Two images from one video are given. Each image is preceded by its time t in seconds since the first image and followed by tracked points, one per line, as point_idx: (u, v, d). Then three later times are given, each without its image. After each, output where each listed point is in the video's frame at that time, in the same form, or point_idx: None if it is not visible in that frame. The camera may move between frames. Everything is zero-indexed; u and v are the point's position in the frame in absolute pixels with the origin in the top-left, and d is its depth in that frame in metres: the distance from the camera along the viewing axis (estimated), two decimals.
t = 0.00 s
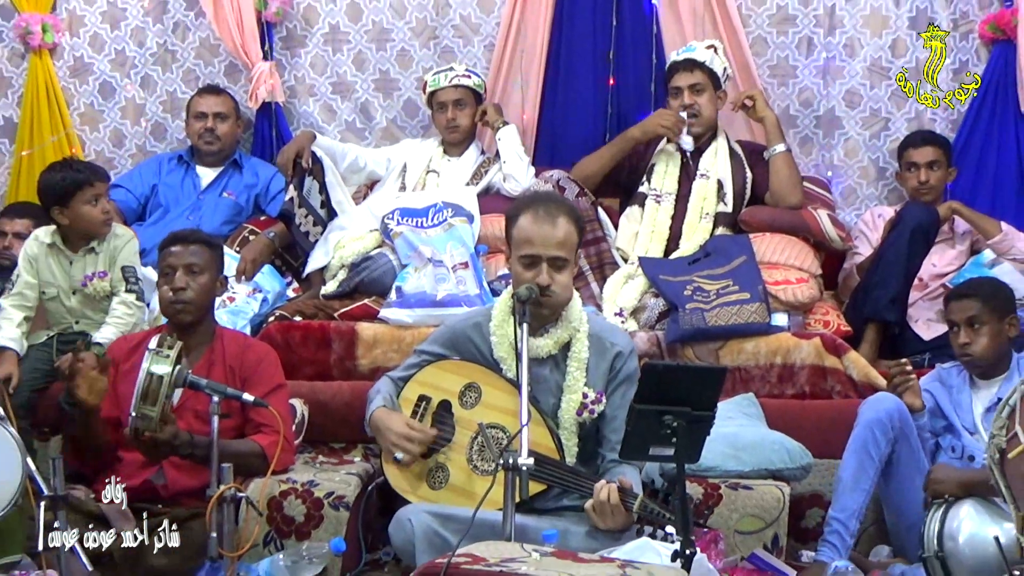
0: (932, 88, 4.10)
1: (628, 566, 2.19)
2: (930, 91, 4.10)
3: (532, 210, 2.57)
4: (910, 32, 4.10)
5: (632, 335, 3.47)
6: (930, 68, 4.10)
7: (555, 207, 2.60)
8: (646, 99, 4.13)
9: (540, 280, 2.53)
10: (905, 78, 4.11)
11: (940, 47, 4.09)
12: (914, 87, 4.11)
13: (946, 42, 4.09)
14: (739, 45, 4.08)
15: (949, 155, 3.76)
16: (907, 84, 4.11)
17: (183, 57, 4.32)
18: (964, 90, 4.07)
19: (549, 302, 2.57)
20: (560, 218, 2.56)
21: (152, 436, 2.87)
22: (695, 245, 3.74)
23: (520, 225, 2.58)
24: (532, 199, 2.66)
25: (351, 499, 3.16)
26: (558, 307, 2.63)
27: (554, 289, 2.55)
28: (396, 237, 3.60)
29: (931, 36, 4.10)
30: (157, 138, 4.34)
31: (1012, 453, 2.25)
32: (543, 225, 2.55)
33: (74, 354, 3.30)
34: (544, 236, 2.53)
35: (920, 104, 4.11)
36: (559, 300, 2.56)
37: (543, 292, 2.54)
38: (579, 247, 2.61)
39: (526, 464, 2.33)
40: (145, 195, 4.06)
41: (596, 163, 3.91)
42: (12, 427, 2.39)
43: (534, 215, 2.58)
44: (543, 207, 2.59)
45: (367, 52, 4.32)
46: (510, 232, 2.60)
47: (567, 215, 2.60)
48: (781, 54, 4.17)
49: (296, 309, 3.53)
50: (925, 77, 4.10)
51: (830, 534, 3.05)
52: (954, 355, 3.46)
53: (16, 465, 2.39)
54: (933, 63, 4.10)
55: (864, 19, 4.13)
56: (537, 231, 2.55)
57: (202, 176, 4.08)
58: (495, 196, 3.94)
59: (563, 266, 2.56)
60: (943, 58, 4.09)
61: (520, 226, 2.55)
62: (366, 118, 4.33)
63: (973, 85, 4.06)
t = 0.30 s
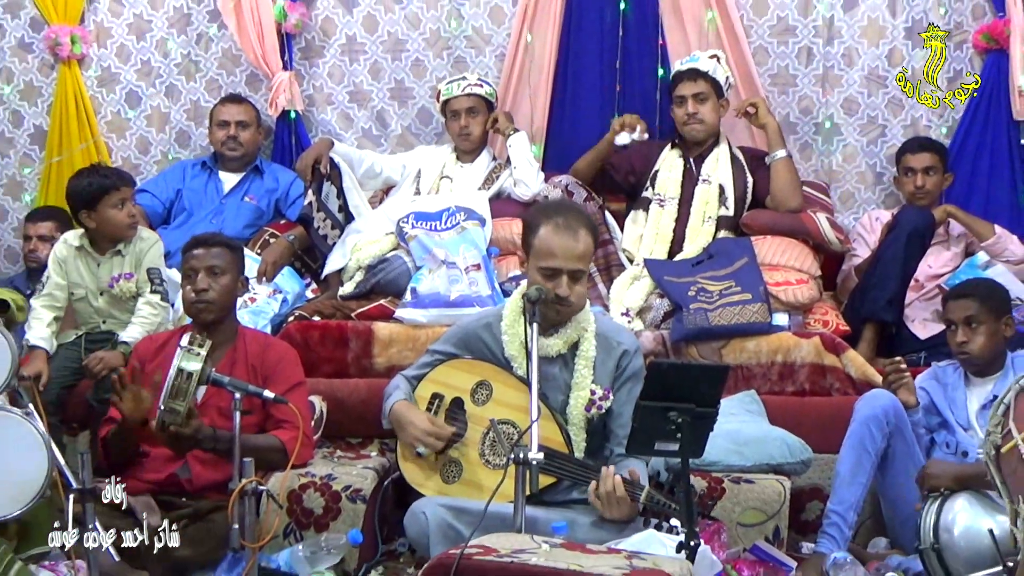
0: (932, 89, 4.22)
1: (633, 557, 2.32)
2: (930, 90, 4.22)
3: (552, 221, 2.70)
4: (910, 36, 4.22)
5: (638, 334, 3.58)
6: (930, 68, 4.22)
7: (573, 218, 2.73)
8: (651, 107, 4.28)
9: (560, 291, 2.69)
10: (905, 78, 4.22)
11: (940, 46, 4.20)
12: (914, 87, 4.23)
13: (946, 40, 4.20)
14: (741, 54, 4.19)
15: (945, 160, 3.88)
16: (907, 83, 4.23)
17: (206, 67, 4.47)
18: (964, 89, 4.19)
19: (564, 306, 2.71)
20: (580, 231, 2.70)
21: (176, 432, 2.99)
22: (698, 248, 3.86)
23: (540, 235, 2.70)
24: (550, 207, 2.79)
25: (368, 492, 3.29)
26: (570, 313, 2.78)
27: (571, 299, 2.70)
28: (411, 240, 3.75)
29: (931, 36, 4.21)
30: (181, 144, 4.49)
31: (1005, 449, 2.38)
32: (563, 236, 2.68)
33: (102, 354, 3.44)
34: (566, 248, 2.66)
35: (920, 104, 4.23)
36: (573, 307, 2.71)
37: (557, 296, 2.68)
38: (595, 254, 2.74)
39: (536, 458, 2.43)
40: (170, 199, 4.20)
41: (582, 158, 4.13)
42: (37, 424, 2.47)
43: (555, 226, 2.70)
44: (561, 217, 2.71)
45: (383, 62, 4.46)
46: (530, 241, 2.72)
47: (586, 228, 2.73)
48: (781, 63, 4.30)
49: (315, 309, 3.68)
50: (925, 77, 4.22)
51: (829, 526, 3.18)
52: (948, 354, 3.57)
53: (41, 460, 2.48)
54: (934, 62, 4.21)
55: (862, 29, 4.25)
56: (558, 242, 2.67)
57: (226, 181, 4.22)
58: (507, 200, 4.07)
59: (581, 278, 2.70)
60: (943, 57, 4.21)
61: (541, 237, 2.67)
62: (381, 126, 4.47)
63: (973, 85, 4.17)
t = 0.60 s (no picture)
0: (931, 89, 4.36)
1: (639, 546, 2.45)
2: (931, 90, 4.36)
3: (563, 228, 2.84)
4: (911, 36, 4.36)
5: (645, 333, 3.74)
6: (931, 68, 4.35)
7: (583, 225, 2.87)
8: (657, 116, 4.43)
9: (570, 294, 2.85)
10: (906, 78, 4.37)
11: (940, 46, 4.34)
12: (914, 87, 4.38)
13: (946, 41, 4.34)
14: (743, 65, 4.34)
15: (941, 166, 4.03)
16: (908, 83, 4.38)
17: (232, 78, 4.65)
18: (964, 89, 4.31)
19: (575, 309, 2.86)
20: (590, 238, 2.84)
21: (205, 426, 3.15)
22: (703, 251, 4.02)
23: (551, 242, 2.84)
24: (560, 213, 2.93)
25: (386, 485, 3.44)
26: (579, 313, 2.91)
27: (581, 301, 2.85)
28: (428, 243, 3.93)
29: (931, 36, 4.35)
30: (207, 152, 4.67)
31: (1002, 441, 2.33)
32: (573, 242, 2.83)
33: (133, 352, 3.61)
34: (576, 254, 2.81)
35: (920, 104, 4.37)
36: (583, 309, 2.86)
37: (567, 300, 2.84)
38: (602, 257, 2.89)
39: (548, 452, 2.56)
40: (197, 205, 4.38)
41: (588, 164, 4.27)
42: (78, 396, 2.59)
43: (566, 233, 2.84)
44: (572, 224, 2.86)
45: (400, 73, 4.65)
46: (541, 247, 2.86)
47: (595, 235, 2.87)
48: (782, 73, 4.45)
49: (335, 310, 3.84)
50: (925, 77, 4.36)
51: (828, 518, 3.35)
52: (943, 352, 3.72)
53: (81, 431, 2.61)
54: (934, 62, 4.35)
55: (860, 40, 4.41)
56: (569, 248, 2.81)
57: (250, 187, 4.40)
58: (519, 205, 4.24)
59: (589, 282, 2.86)
60: (943, 57, 4.34)
61: (553, 243, 2.82)
62: (399, 134, 4.65)
63: (973, 85, 4.29)
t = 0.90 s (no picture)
0: (931, 89, 4.48)
1: (641, 538, 2.53)
2: (931, 90, 4.48)
3: (560, 238, 2.98)
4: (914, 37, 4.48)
5: (647, 332, 3.87)
6: (930, 68, 4.48)
7: (580, 233, 3.00)
8: (660, 122, 4.56)
9: (570, 300, 2.97)
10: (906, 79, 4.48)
11: (940, 46, 4.46)
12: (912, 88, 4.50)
13: (946, 41, 4.46)
14: (742, 73, 4.47)
15: (934, 171, 4.16)
16: (908, 83, 4.50)
17: (249, 86, 4.83)
18: (964, 89, 4.42)
19: (574, 312, 3.01)
20: (586, 244, 2.99)
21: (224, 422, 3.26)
22: (703, 253, 4.16)
23: (549, 249, 2.98)
24: (557, 221, 3.07)
25: (398, 478, 3.58)
26: (579, 315, 3.06)
27: (580, 305, 2.99)
28: (438, 245, 4.07)
29: (931, 34, 4.47)
30: (226, 158, 4.84)
31: (992, 436, 2.53)
32: (570, 251, 2.97)
33: (155, 350, 3.77)
34: (574, 262, 2.96)
35: (921, 104, 4.49)
36: (583, 313, 3.00)
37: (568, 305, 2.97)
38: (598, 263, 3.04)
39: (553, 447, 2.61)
40: (216, 209, 4.53)
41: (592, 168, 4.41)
42: (103, 384, 2.70)
43: (563, 241, 2.98)
44: (569, 233, 3.00)
45: (412, 82, 4.81)
46: (541, 255, 3.01)
47: (590, 240, 3.02)
48: (780, 82, 4.58)
49: (349, 309, 4.00)
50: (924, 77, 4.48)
51: (825, 510, 3.47)
52: (935, 351, 3.85)
53: (104, 416, 2.70)
54: (933, 62, 4.47)
55: (854, 50, 4.54)
56: (567, 257, 2.96)
57: (267, 192, 4.56)
58: (527, 209, 4.38)
59: (588, 286, 3.00)
60: (942, 57, 4.47)
61: (551, 252, 2.96)
62: (410, 140, 4.81)
63: (974, 85, 4.40)
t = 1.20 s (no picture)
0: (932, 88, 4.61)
1: (636, 528, 2.63)
2: (931, 89, 4.61)
3: (546, 263, 3.18)
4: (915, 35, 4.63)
5: (643, 331, 4.04)
6: (931, 67, 4.61)
7: (565, 253, 3.19)
8: (655, 130, 4.74)
9: (567, 315, 3.22)
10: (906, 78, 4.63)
11: (940, 46, 4.60)
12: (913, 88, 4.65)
13: (945, 41, 4.60)
14: (734, 82, 4.65)
15: (919, 176, 4.32)
16: (909, 83, 4.65)
17: (262, 95, 5.02)
18: (965, 89, 4.51)
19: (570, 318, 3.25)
20: (570, 264, 3.18)
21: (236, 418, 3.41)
22: (697, 255, 4.34)
23: (538, 274, 3.19)
24: (540, 241, 3.25)
25: (404, 470, 3.75)
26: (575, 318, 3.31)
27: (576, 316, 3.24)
28: (443, 247, 4.25)
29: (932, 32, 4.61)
30: (240, 163, 5.03)
31: (969, 434, 2.64)
32: (558, 274, 3.16)
33: (171, 346, 3.94)
34: (562, 282, 3.16)
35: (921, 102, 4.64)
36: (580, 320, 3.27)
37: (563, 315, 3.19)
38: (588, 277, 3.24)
39: (554, 440, 2.77)
40: (230, 213, 4.71)
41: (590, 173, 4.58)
42: (117, 366, 2.80)
43: (549, 266, 3.17)
44: (554, 257, 3.18)
45: (417, 91, 4.99)
46: (531, 279, 3.22)
47: (573, 257, 3.20)
48: (771, 91, 4.75)
49: (357, 309, 4.18)
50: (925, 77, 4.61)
51: (814, 502, 3.62)
52: (919, 348, 4.01)
53: (119, 399, 2.80)
54: (934, 61, 4.60)
55: (842, 60, 4.71)
56: (555, 279, 3.16)
57: (279, 196, 4.74)
58: (528, 213, 4.56)
59: (581, 300, 3.23)
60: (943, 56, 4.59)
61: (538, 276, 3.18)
62: (416, 147, 5.00)
63: (974, 85, 4.49)
